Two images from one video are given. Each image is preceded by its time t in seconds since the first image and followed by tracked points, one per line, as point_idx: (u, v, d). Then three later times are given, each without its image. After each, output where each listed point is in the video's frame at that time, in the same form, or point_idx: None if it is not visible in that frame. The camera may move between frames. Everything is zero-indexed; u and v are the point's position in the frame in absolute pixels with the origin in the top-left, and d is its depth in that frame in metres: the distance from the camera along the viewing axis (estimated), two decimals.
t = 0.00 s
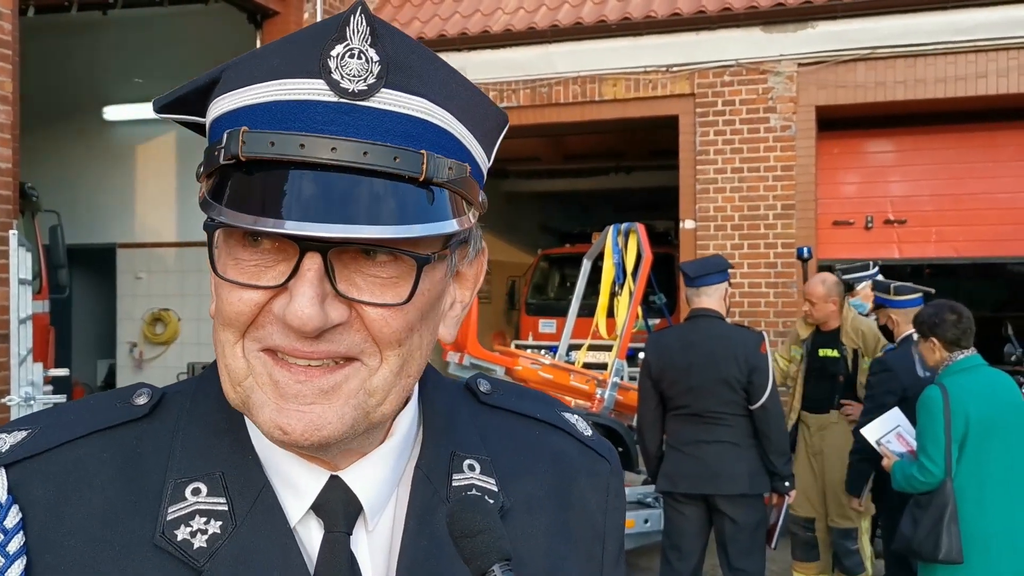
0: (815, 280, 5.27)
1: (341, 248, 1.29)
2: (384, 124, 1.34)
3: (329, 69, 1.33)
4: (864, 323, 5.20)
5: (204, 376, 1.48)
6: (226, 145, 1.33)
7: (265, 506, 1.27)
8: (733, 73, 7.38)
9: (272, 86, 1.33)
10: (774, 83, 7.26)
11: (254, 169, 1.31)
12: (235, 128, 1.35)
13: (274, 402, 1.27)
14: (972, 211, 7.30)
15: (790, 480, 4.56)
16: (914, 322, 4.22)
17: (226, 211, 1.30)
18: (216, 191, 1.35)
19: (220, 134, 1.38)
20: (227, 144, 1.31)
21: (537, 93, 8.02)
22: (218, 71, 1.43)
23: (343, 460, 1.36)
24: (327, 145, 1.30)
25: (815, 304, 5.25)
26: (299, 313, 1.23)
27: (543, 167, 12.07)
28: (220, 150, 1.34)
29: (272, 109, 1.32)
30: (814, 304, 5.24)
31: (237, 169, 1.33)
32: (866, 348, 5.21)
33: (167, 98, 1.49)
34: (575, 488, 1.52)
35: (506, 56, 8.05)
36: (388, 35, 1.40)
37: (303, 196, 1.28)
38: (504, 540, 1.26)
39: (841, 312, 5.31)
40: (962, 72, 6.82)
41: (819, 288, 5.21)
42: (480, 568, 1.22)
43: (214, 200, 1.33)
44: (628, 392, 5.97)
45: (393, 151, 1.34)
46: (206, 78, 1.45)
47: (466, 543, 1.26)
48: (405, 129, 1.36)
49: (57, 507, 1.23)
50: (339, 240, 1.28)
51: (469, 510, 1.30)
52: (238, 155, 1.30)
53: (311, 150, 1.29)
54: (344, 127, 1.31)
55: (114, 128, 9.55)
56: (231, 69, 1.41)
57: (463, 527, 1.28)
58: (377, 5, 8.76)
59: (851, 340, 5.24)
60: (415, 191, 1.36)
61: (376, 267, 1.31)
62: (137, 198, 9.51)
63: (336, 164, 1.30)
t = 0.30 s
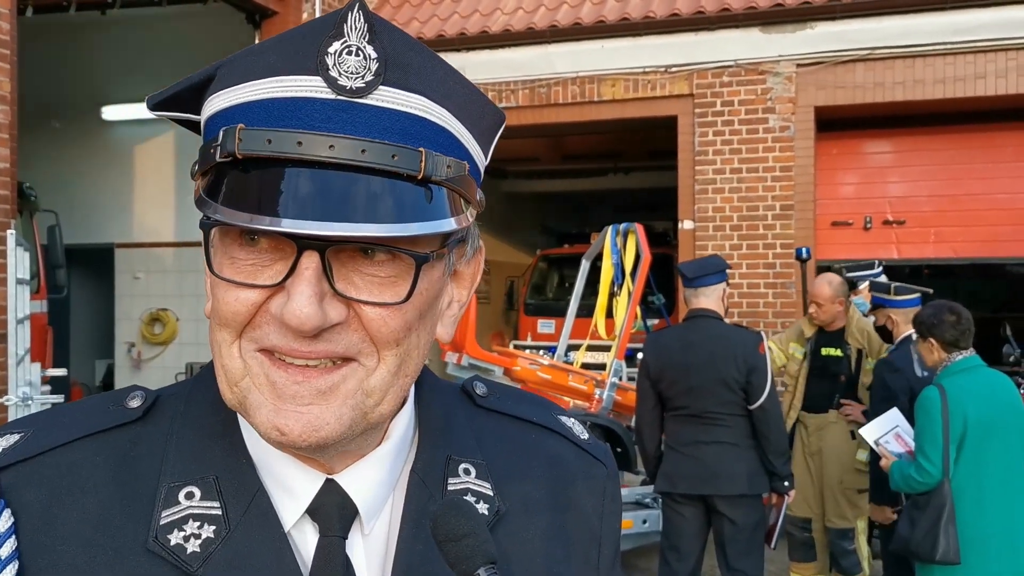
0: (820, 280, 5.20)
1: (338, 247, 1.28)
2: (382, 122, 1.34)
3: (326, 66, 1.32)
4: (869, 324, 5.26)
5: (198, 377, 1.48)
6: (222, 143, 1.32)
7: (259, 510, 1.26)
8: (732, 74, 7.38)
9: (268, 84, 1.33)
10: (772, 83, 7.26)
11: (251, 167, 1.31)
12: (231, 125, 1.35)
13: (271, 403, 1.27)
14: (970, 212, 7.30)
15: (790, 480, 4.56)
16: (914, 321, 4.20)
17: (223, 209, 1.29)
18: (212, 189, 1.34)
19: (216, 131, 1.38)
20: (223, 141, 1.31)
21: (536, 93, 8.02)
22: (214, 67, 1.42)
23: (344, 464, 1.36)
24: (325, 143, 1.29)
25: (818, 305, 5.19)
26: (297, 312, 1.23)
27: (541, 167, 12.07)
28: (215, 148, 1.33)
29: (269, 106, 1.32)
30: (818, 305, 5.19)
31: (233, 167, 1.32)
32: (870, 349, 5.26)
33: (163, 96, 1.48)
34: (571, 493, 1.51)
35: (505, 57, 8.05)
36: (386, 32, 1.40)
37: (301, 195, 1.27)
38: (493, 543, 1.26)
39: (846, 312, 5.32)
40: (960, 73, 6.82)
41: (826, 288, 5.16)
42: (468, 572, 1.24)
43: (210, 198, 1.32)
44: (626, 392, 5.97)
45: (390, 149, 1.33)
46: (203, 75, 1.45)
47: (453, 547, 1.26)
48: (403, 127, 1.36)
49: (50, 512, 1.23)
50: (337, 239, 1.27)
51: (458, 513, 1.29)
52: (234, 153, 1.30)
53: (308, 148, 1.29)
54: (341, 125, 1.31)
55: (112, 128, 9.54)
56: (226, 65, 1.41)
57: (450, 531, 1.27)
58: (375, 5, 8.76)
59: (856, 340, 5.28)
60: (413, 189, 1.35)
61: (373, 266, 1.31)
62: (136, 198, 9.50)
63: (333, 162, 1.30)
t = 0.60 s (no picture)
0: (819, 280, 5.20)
1: (379, 247, 1.27)
2: (405, 117, 1.35)
3: (349, 64, 1.32)
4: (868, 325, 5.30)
5: (192, 380, 1.47)
6: (243, 149, 1.28)
7: (254, 516, 1.25)
8: (729, 75, 7.37)
9: (288, 85, 1.30)
10: (770, 84, 7.26)
11: (276, 172, 1.28)
12: (245, 129, 1.31)
13: (320, 409, 1.25)
14: (968, 213, 7.30)
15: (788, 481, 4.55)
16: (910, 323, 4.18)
17: (252, 217, 1.25)
18: (229, 198, 1.29)
19: (223, 137, 1.32)
20: (248, 148, 1.27)
21: (533, 94, 8.01)
22: (205, 68, 1.36)
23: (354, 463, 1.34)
24: (358, 142, 1.30)
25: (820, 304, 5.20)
26: (353, 316, 1.21)
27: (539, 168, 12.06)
28: (234, 154, 1.29)
29: (292, 108, 1.30)
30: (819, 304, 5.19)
31: (256, 173, 1.28)
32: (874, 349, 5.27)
33: (136, 101, 1.41)
34: (569, 496, 1.50)
35: (503, 58, 8.04)
36: (393, 27, 1.40)
37: (340, 198, 1.26)
38: (489, 544, 1.25)
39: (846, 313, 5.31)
40: (958, 74, 6.83)
41: (829, 287, 5.15)
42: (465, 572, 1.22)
43: (232, 206, 1.27)
44: (624, 393, 5.96)
45: (417, 145, 1.35)
46: (187, 79, 1.38)
47: (447, 548, 1.25)
48: (423, 121, 1.38)
49: (42, 516, 1.23)
50: (380, 238, 1.26)
51: (452, 514, 1.28)
52: (264, 158, 1.27)
53: (342, 148, 1.29)
54: (370, 125, 1.32)
55: (109, 129, 9.53)
56: (221, 67, 1.36)
57: (444, 532, 1.26)
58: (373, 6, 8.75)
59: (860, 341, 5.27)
60: (435, 181, 1.38)
61: (407, 263, 1.31)
62: (133, 199, 9.48)
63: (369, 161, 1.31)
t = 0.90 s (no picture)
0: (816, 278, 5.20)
1: (390, 274, 1.25)
2: (419, 137, 1.31)
3: (362, 83, 1.28)
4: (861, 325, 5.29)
5: (185, 379, 1.46)
6: (252, 169, 1.24)
7: (249, 515, 1.24)
8: (721, 75, 7.39)
9: (299, 103, 1.26)
10: (762, 84, 7.27)
11: (285, 194, 1.25)
12: (253, 148, 1.26)
13: (326, 431, 1.23)
14: (958, 213, 7.33)
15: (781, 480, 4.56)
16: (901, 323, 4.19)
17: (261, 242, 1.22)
18: (235, 216, 1.26)
19: (230, 152, 1.28)
20: (258, 169, 1.23)
21: (526, 94, 8.00)
22: (208, 77, 1.30)
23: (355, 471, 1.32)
24: (372, 167, 1.26)
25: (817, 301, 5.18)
26: (364, 343, 1.19)
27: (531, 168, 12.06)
28: (242, 173, 1.25)
29: (303, 127, 1.26)
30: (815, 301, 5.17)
31: (267, 195, 1.25)
32: (867, 348, 5.26)
33: (135, 105, 1.34)
34: (565, 497, 1.50)
35: (495, 57, 8.04)
36: (409, 42, 1.36)
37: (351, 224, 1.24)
38: (488, 544, 1.26)
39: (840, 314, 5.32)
40: (949, 74, 6.86)
41: (827, 284, 5.15)
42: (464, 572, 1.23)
43: (240, 227, 1.24)
44: (617, 393, 5.97)
45: (430, 165, 1.31)
46: (190, 84, 1.32)
47: (447, 548, 1.25)
48: (437, 138, 1.34)
49: (33, 517, 1.22)
50: (391, 266, 1.24)
51: (452, 514, 1.28)
52: (273, 181, 1.23)
53: (355, 173, 1.25)
54: (383, 146, 1.28)
55: (99, 128, 9.48)
56: (226, 75, 1.30)
57: (444, 531, 1.26)
58: (366, 5, 8.72)
59: (852, 341, 5.26)
60: (449, 202, 1.35)
61: (417, 284, 1.28)
62: (123, 199, 9.44)
63: (382, 186, 1.27)
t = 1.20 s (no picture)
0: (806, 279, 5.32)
1: (385, 274, 1.24)
2: (414, 136, 1.31)
3: (358, 82, 1.28)
4: (847, 323, 5.20)
5: (176, 377, 1.46)
6: (246, 168, 1.24)
7: (240, 515, 1.24)
8: (714, 73, 7.39)
9: (294, 101, 1.26)
10: (755, 83, 7.29)
11: (280, 194, 1.25)
12: (248, 145, 1.26)
13: (318, 432, 1.23)
14: (950, 211, 7.36)
15: (772, 478, 4.59)
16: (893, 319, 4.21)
17: (254, 241, 1.21)
18: (229, 215, 1.25)
19: (224, 150, 1.28)
20: (252, 168, 1.23)
21: (519, 92, 8.01)
22: (202, 74, 1.30)
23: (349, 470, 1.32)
24: (368, 166, 1.26)
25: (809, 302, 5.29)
26: (356, 344, 1.19)
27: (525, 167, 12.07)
28: (237, 171, 1.25)
29: (298, 126, 1.26)
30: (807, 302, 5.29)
31: (260, 193, 1.25)
32: (847, 347, 5.19)
33: (126, 102, 1.33)
34: (557, 497, 1.50)
35: (488, 56, 8.04)
36: (406, 41, 1.36)
37: (347, 223, 1.24)
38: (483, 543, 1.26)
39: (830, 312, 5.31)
40: (941, 72, 6.88)
41: (815, 285, 5.25)
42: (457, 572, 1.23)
43: (233, 226, 1.23)
44: (609, 392, 5.98)
45: (426, 165, 1.32)
46: (182, 80, 1.31)
47: (442, 547, 1.25)
48: (432, 138, 1.34)
49: (23, 515, 1.22)
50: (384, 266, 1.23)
51: (445, 512, 1.29)
52: (268, 180, 1.23)
53: (350, 173, 1.25)
54: (379, 146, 1.28)
55: (92, 127, 9.45)
56: (222, 72, 1.30)
57: (438, 530, 1.26)
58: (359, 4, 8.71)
59: (834, 339, 5.25)
60: (444, 201, 1.35)
61: (410, 283, 1.27)
62: (115, 198, 9.41)
63: (377, 185, 1.27)
